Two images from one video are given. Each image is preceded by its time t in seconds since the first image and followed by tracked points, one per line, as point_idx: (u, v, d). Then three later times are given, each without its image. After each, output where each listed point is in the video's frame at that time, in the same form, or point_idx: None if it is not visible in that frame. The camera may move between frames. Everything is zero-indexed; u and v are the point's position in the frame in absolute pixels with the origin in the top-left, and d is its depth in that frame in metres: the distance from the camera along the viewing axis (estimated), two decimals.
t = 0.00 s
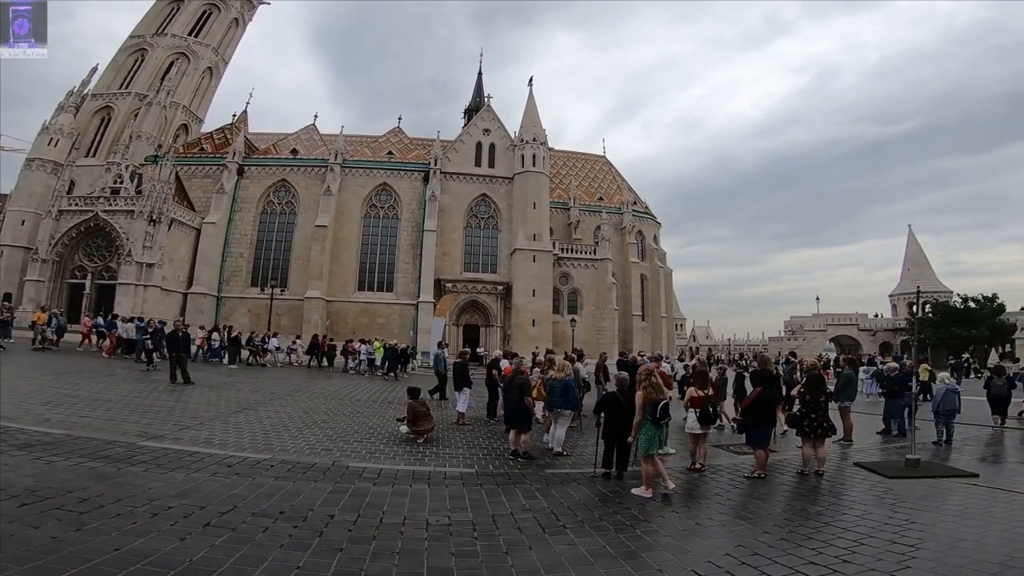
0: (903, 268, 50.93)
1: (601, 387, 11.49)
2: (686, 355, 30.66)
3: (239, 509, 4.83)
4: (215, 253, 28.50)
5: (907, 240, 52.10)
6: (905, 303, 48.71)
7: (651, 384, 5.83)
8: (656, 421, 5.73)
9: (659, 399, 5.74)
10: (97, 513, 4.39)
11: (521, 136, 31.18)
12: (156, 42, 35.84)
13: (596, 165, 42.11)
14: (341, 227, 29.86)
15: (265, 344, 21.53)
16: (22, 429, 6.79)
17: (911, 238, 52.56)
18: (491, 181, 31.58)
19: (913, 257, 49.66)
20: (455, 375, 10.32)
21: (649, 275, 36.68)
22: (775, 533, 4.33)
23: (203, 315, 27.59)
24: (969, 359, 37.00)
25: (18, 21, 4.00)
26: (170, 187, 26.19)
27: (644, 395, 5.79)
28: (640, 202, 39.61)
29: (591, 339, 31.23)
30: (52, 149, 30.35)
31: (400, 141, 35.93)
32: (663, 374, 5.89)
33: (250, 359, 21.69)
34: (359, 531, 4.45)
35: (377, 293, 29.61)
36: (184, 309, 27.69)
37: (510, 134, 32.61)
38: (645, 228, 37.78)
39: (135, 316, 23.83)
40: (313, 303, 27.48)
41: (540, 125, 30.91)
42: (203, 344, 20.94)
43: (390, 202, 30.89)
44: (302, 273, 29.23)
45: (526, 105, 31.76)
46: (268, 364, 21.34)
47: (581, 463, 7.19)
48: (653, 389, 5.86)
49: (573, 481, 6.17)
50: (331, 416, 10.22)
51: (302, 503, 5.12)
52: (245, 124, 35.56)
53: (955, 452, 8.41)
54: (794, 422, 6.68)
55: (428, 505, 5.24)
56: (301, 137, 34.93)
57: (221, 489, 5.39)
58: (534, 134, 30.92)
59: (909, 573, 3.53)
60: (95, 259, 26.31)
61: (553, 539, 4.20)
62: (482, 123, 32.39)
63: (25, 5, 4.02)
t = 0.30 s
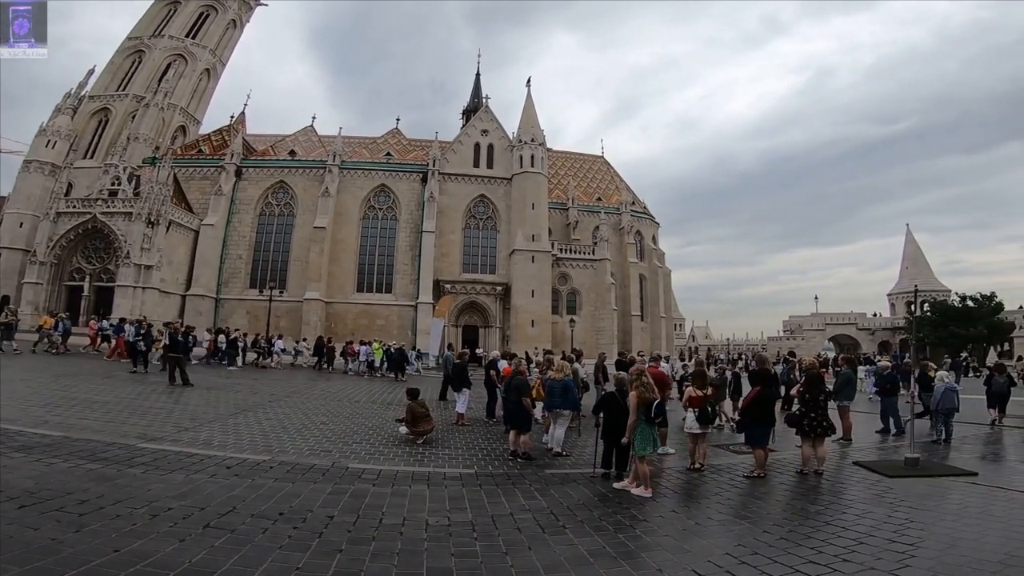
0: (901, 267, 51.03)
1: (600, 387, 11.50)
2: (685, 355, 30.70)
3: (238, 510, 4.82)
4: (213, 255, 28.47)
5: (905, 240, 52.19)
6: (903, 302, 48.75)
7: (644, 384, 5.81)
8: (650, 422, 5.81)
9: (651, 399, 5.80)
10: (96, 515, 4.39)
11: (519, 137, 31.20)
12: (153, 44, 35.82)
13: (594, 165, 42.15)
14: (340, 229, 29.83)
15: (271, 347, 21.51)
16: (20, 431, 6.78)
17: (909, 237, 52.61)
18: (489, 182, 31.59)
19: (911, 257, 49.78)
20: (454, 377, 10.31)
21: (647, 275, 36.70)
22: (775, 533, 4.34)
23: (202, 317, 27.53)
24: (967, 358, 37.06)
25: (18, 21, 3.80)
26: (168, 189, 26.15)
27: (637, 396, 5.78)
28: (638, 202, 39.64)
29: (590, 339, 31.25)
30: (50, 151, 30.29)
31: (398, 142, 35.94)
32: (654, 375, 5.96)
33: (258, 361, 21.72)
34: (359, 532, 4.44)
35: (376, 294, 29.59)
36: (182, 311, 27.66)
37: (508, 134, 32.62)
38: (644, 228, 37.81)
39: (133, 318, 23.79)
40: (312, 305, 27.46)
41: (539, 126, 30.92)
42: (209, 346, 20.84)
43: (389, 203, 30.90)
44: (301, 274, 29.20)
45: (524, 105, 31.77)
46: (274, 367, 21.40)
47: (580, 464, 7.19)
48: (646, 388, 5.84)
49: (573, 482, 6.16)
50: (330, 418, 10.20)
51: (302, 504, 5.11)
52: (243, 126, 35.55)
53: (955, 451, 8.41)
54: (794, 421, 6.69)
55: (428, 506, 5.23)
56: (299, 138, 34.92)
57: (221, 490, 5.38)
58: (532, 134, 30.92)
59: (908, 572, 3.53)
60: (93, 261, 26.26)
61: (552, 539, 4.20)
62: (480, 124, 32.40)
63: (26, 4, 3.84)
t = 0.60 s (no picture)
0: (897, 266, 51.25)
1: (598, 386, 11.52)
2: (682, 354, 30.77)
3: (236, 510, 4.82)
4: (209, 255, 28.41)
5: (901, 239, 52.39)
6: (899, 301, 48.94)
7: (632, 384, 5.79)
8: (637, 421, 5.76)
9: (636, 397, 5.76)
10: (93, 516, 4.37)
11: (516, 137, 31.20)
12: (148, 44, 35.67)
13: (591, 165, 42.17)
14: (336, 228, 29.79)
15: (273, 347, 21.55)
16: (16, 432, 6.76)
17: (905, 236, 52.82)
18: (486, 182, 31.59)
19: (906, 256, 50.02)
20: (451, 377, 10.32)
21: (644, 275, 36.75)
22: (771, 531, 4.36)
23: (198, 318, 27.47)
24: (963, 356, 37.27)
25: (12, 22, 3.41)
26: (163, 189, 26.07)
27: (624, 396, 5.76)
28: (635, 201, 39.69)
29: (588, 339, 31.30)
30: (44, 151, 30.14)
31: (395, 142, 35.90)
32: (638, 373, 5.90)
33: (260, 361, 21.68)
34: (357, 532, 4.44)
35: (373, 294, 29.55)
36: (178, 311, 27.58)
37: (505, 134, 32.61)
38: (641, 227, 37.86)
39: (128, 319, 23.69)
40: (308, 305, 27.43)
41: (536, 126, 30.93)
42: (211, 347, 20.79)
43: (386, 203, 30.88)
44: (298, 274, 29.15)
45: (521, 105, 31.76)
46: (277, 368, 21.49)
47: (577, 463, 7.20)
48: (633, 388, 5.82)
49: (570, 481, 6.18)
50: (327, 418, 10.19)
51: (299, 504, 5.11)
52: (239, 125, 35.44)
53: (949, 449, 8.48)
54: (790, 420, 6.72)
55: (425, 506, 5.23)
56: (295, 138, 34.84)
57: (218, 490, 5.37)
58: (529, 134, 30.91)
59: (904, 570, 3.56)
60: (89, 262, 26.15)
61: (550, 538, 4.21)
62: (477, 123, 32.38)
63: (25, 3, 3.48)
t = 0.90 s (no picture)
0: (892, 265, 51.50)
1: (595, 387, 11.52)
2: (679, 354, 30.82)
3: (233, 513, 4.80)
4: (205, 258, 28.30)
5: (895, 238, 52.67)
6: (894, 300, 49.15)
7: (615, 384, 5.89)
8: (620, 419, 5.81)
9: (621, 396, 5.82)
10: (89, 519, 4.33)
11: (512, 138, 31.22)
12: (142, 46, 35.54)
13: (587, 165, 42.23)
14: (333, 230, 29.75)
15: (276, 351, 21.75)
16: (10, 436, 6.71)
17: (900, 235, 53.06)
18: (482, 183, 31.61)
19: (901, 255, 50.29)
20: (448, 378, 10.31)
21: (641, 275, 36.81)
22: (770, 531, 4.36)
23: (194, 320, 27.36)
24: (958, 355, 37.49)
25: (18, 21, 3.69)
26: (158, 191, 25.96)
27: (607, 394, 5.86)
28: (631, 202, 39.76)
29: (585, 340, 31.31)
30: (38, 153, 29.98)
31: (390, 144, 35.87)
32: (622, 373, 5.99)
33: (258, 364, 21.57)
34: (355, 534, 4.43)
35: (369, 296, 29.49)
36: (174, 314, 27.46)
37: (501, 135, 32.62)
38: (637, 228, 37.92)
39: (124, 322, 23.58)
40: (305, 307, 27.35)
41: (532, 127, 30.95)
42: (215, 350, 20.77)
43: (382, 205, 30.84)
44: (294, 276, 29.07)
45: (517, 106, 31.77)
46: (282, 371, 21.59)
47: (575, 463, 7.19)
48: (618, 388, 5.92)
49: (568, 481, 6.18)
50: (324, 420, 10.16)
51: (297, 507, 5.08)
52: (234, 127, 35.34)
53: (946, 447, 8.51)
54: (788, 420, 6.73)
55: (423, 508, 5.22)
56: (291, 140, 34.77)
57: (215, 493, 5.35)
58: (525, 135, 30.94)
59: (903, 569, 3.56)
60: (83, 265, 26.01)
61: (548, 539, 4.20)
62: (473, 124, 32.36)
63: None
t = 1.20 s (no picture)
0: (890, 264, 51.56)
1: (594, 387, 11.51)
2: (678, 354, 30.82)
3: (233, 515, 4.78)
4: (204, 260, 28.27)
5: (894, 236, 52.72)
6: (893, 298, 49.19)
7: (606, 382, 6.10)
8: (612, 418, 6.02)
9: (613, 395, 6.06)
10: (89, 522, 4.32)
11: (511, 139, 31.23)
12: (140, 48, 35.51)
13: (585, 166, 42.24)
14: (331, 232, 29.74)
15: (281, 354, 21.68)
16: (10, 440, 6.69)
17: (898, 234, 53.16)
18: (481, 184, 31.61)
19: (900, 254, 50.34)
20: (448, 379, 10.30)
21: (640, 275, 36.81)
22: (771, 530, 4.35)
23: (193, 323, 27.33)
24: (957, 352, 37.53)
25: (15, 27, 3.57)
26: (157, 194, 25.91)
27: (599, 393, 6.09)
28: (630, 202, 39.77)
29: (584, 340, 31.29)
30: (36, 156, 29.95)
31: (389, 145, 35.88)
32: (616, 372, 6.19)
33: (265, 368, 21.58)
34: (355, 536, 4.42)
35: (369, 298, 29.46)
36: (173, 317, 27.42)
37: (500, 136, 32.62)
38: (636, 228, 37.93)
39: (123, 325, 23.55)
40: (304, 309, 27.30)
41: (530, 127, 30.96)
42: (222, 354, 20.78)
43: (381, 206, 30.84)
44: (293, 278, 29.05)
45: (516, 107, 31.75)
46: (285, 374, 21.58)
47: (576, 464, 7.19)
48: (609, 387, 6.12)
49: (568, 482, 6.17)
50: (325, 422, 10.14)
51: (297, 509, 5.07)
52: (232, 129, 35.33)
53: (947, 445, 8.50)
54: (788, 419, 6.72)
55: (424, 509, 5.21)
56: (289, 142, 34.74)
57: (214, 496, 5.33)
58: (523, 136, 30.97)
59: (904, 568, 3.56)
60: (82, 268, 25.97)
61: (549, 540, 4.19)
62: (471, 126, 32.36)
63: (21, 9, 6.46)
